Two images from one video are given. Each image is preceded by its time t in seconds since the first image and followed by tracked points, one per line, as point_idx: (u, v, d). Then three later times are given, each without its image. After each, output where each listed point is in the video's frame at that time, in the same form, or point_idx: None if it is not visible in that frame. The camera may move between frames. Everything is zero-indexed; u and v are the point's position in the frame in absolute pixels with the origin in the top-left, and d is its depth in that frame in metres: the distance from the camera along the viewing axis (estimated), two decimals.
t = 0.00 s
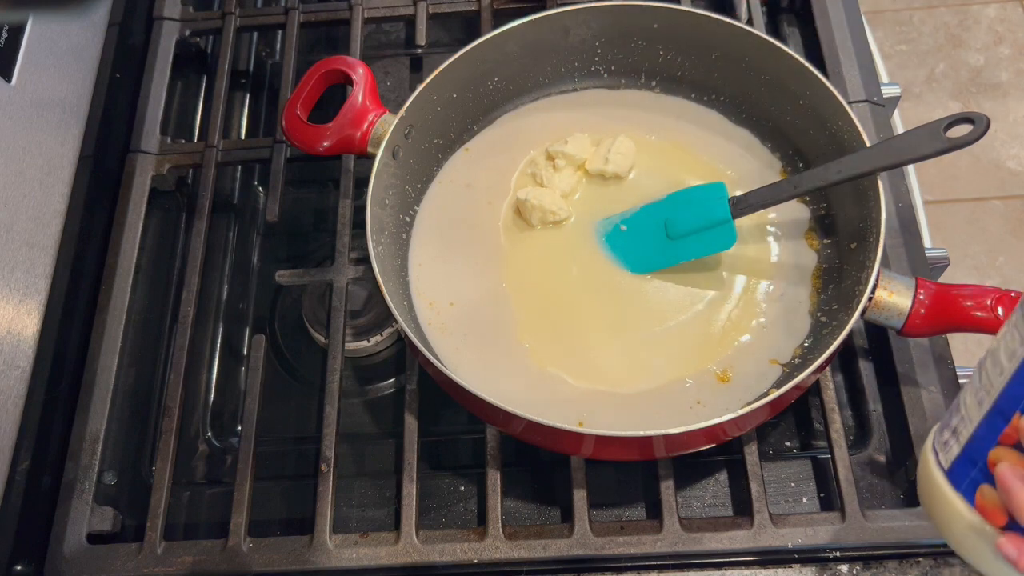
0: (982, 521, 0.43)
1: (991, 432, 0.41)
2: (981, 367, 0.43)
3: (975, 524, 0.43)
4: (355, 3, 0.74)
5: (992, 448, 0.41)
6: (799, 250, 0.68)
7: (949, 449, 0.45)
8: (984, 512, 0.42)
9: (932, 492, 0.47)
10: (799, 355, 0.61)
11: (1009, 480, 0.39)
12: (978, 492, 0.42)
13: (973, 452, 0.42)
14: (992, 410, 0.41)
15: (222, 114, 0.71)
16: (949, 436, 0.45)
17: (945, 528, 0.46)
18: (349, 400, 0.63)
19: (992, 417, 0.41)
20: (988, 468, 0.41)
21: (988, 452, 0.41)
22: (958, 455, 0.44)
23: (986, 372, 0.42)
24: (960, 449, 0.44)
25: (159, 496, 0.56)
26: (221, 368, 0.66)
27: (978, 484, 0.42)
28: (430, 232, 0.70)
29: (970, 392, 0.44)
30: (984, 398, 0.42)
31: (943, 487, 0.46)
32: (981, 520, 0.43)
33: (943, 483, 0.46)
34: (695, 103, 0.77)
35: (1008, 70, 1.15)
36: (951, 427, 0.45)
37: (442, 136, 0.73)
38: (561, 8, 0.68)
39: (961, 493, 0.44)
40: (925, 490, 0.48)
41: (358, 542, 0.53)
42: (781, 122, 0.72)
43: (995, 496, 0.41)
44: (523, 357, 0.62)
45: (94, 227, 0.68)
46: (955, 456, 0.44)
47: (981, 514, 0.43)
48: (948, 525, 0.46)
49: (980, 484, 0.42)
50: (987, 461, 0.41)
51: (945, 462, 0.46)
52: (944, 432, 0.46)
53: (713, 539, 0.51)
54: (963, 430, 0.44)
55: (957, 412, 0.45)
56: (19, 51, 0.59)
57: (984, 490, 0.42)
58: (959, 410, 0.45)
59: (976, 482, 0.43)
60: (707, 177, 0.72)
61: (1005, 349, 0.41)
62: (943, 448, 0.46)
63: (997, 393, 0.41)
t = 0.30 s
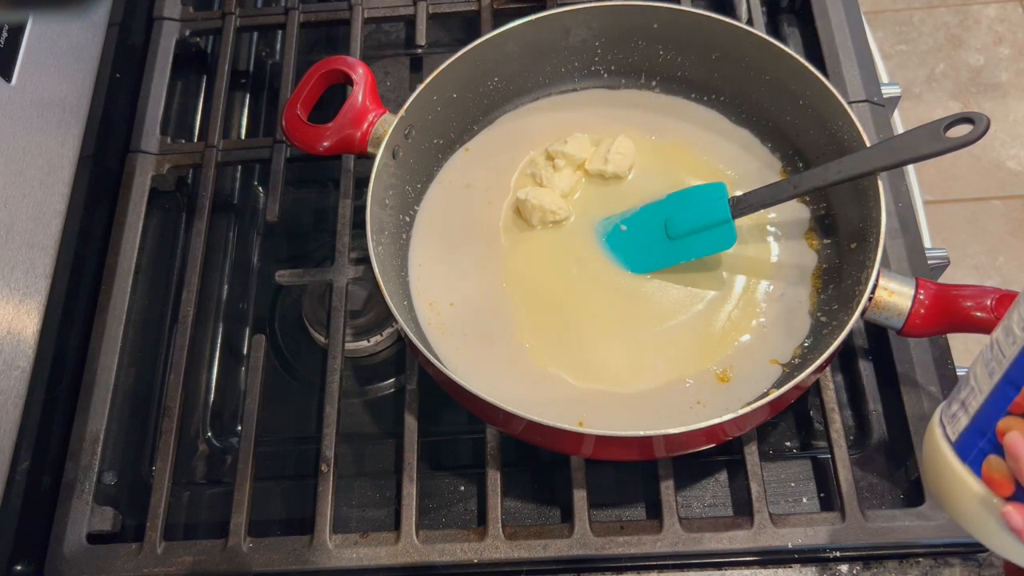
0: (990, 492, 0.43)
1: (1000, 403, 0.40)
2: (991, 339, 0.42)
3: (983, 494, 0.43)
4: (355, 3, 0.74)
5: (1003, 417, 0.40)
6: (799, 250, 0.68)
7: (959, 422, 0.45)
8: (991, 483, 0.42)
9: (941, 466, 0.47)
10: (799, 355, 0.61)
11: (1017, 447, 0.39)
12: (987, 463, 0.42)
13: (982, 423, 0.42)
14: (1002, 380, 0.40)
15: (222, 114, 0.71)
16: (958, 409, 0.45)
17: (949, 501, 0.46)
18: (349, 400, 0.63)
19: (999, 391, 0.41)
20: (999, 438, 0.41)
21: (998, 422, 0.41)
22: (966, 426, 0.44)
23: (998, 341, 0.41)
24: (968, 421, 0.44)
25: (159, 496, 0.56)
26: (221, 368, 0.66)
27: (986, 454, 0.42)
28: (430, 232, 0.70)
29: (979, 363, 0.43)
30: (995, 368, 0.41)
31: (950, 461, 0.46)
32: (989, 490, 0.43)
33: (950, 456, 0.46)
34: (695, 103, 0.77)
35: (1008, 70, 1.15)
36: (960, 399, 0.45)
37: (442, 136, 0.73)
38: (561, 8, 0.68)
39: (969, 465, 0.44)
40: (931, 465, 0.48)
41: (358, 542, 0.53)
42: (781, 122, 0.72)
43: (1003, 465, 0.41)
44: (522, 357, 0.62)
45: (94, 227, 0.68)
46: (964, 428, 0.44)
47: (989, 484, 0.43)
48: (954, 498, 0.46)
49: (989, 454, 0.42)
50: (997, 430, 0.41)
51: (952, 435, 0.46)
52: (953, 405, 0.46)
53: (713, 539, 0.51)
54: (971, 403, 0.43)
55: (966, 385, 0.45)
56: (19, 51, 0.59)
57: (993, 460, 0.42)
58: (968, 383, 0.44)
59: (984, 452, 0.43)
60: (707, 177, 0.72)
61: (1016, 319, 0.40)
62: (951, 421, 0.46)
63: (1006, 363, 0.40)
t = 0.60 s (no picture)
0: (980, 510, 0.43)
1: (987, 421, 0.41)
2: (978, 358, 0.43)
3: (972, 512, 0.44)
4: (356, 3, 0.74)
5: (990, 436, 0.41)
6: (799, 250, 0.68)
7: (948, 441, 0.45)
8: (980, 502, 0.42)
9: (932, 484, 0.47)
10: (799, 355, 0.61)
11: (1002, 468, 0.39)
12: (976, 482, 0.42)
13: (971, 442, 0.42)
14: (988, 401, 0.41)
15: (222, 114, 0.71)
16: (947, 428, 0.45)
17: (943, 518, 0.46)
18: (349, 400, 0.63)
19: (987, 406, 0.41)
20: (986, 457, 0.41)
21: (984, 441, 0.41)
22: (955, 445, 0.44)
23: (983, 360, 0.42)
24: (957, 439, 0.44)
25: (159, 496, 0.56)
26: (221, 369, 0.66)
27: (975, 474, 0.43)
28: (430, 232, 0.70)
29: (967, 383, 0.44)
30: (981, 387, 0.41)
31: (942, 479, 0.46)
32: (978, 508, 0.43)
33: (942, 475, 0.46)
34: (695, 103, 0.77)
35: (1008, 70, 1.15)
36: (949, 419, 0.45)
37: (442, 136, 0.73)
38: (561, 8, 0.68)
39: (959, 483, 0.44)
40: (924, 483, 0.48)
41: (358, 542, 0.53)
42: (781, 122, 0.72)
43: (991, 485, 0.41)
44: (522, 357, 0.62)
45: (94, 227, 0.68)
46: (953, 448, 0.44)
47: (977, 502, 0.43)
48: (948, 516, 0.46)
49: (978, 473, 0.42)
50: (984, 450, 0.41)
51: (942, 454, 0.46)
52: (942, 425, 0.47)
53: (713, 540, 0.51)
54: (960, 421, 0.44)
55: (955, 404, 0.45)
56: (19, 51, 0.59)
57: (981, 480, 0.42)
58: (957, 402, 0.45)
59: (973, 472, 0.43)
60: (707, 177, 0.72)
61: (1001, 338, 0.40)
62: (941, 441, 0.46)
63: (993, 383, 0.40)
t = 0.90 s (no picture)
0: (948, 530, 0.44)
1: (939, 448, 0.44)
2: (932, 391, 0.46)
3: (941, 529, 0.45)
4: (355, 3, 0.74)
5: (942, 461, 0.44)
6: (799, 250, 0.68)
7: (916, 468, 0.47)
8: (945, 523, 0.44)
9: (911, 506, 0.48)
10: (799, 355, 0.61)
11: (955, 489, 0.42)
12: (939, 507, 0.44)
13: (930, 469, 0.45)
14: (938, 429, 0.44)
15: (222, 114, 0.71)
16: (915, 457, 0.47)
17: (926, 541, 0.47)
18: (349, 400, 0.63)
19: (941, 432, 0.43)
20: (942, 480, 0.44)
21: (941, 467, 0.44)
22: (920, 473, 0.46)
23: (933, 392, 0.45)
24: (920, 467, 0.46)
25: (159, 496, 0.56)
26: (221, 369, 0.66)
27: (937, 499, 0.45)
28: (430, 232, 0.70)
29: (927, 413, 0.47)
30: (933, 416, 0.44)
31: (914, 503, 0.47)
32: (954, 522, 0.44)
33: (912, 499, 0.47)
34: (695, 103, 0.77)
35: (1008, 70, 1.15)
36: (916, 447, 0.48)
37: (442, 136, 0.73)
38: (561, 8, 0.68)
39: (928, 505, 0.45)
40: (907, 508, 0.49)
41: (358, 542, 0.53)
42: (781, 122, 0.72)
43: (950, 509, 0.43)
44: (523, 357, 0.62)
45: (94, 227, 0.68)
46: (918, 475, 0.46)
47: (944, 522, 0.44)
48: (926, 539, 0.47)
49: (939, 498, 0.44)
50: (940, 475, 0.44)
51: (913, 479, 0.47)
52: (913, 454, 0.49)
53: (713, 539, 0.51)
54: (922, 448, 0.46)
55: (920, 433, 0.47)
56: (19, 51, 0.59)
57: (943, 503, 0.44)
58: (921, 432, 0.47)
59: (937, 498, 0.45)
60: (707, 177, 0.72)
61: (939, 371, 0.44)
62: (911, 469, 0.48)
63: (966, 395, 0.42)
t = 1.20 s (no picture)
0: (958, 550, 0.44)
1: (946, 471, 0.44)
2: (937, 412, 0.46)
3: (953, 548, 0.45)
4: (355, 3, 0.74)
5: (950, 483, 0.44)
6: (799, 250, 0.68)
7: (927, 486, 0.47)
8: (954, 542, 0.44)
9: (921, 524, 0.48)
10: (799, 355, 0.61)
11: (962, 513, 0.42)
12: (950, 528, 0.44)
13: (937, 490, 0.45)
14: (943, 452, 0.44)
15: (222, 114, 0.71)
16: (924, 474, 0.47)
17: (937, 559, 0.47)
18: (349, 400, 0.63)
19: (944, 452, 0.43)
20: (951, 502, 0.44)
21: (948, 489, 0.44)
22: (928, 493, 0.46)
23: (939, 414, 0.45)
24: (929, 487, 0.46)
25: (159, 496, 0.56)
26: (221, 369, 0.66)
27: (946, 519, 0.45)
28: (430, 232, 0.70)
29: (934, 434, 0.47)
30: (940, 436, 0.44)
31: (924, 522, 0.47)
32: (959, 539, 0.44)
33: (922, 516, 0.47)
34: (695, 103, 0.77)
35: (1008, 70, 1.15)
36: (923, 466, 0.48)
37: (442, 136, 0.73)
38: (561, 8, 0.68)
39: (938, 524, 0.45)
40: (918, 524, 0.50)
41: (358, 542, 0.53)
42: (781, 122, 0.72)
43: (959, 530, 0.43)
44: (522, 357, 0.62)
45: (94, 227, 0.68)
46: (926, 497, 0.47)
47: (954, 542, 0.44)
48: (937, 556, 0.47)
49: (948, 519, 0.44)
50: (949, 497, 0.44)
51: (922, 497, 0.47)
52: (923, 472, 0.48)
53: (713, 540, 0.51)
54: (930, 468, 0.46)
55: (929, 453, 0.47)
56: (19, 51, 0.59)
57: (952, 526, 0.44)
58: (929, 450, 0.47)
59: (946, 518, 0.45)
60: (707, 177, 0.72)
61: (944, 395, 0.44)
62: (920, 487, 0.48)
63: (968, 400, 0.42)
